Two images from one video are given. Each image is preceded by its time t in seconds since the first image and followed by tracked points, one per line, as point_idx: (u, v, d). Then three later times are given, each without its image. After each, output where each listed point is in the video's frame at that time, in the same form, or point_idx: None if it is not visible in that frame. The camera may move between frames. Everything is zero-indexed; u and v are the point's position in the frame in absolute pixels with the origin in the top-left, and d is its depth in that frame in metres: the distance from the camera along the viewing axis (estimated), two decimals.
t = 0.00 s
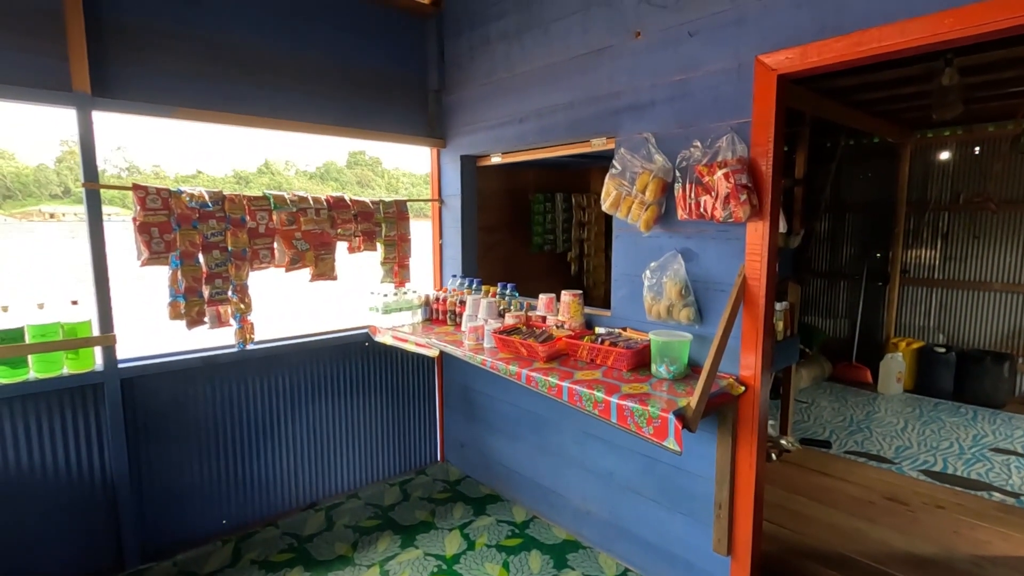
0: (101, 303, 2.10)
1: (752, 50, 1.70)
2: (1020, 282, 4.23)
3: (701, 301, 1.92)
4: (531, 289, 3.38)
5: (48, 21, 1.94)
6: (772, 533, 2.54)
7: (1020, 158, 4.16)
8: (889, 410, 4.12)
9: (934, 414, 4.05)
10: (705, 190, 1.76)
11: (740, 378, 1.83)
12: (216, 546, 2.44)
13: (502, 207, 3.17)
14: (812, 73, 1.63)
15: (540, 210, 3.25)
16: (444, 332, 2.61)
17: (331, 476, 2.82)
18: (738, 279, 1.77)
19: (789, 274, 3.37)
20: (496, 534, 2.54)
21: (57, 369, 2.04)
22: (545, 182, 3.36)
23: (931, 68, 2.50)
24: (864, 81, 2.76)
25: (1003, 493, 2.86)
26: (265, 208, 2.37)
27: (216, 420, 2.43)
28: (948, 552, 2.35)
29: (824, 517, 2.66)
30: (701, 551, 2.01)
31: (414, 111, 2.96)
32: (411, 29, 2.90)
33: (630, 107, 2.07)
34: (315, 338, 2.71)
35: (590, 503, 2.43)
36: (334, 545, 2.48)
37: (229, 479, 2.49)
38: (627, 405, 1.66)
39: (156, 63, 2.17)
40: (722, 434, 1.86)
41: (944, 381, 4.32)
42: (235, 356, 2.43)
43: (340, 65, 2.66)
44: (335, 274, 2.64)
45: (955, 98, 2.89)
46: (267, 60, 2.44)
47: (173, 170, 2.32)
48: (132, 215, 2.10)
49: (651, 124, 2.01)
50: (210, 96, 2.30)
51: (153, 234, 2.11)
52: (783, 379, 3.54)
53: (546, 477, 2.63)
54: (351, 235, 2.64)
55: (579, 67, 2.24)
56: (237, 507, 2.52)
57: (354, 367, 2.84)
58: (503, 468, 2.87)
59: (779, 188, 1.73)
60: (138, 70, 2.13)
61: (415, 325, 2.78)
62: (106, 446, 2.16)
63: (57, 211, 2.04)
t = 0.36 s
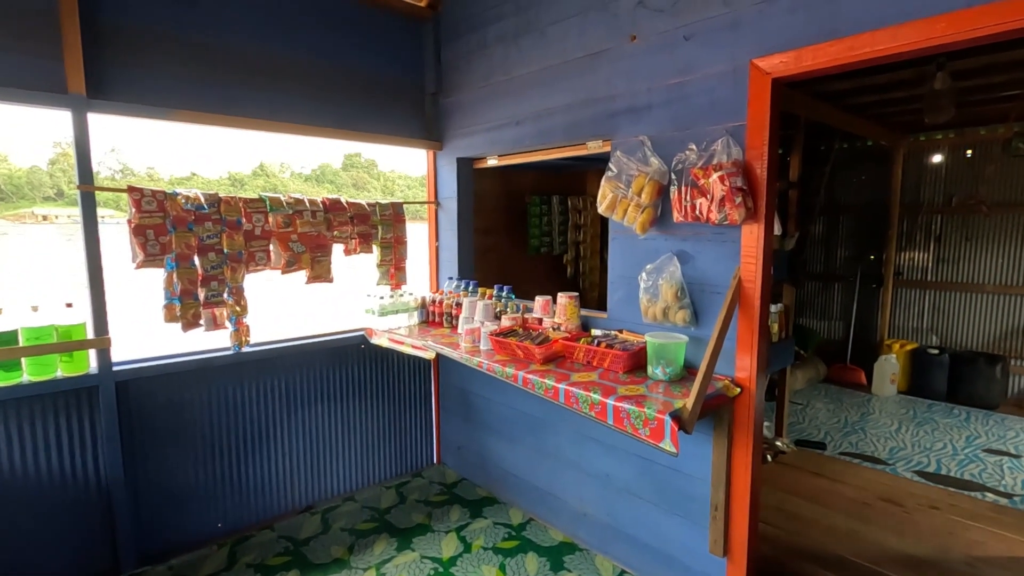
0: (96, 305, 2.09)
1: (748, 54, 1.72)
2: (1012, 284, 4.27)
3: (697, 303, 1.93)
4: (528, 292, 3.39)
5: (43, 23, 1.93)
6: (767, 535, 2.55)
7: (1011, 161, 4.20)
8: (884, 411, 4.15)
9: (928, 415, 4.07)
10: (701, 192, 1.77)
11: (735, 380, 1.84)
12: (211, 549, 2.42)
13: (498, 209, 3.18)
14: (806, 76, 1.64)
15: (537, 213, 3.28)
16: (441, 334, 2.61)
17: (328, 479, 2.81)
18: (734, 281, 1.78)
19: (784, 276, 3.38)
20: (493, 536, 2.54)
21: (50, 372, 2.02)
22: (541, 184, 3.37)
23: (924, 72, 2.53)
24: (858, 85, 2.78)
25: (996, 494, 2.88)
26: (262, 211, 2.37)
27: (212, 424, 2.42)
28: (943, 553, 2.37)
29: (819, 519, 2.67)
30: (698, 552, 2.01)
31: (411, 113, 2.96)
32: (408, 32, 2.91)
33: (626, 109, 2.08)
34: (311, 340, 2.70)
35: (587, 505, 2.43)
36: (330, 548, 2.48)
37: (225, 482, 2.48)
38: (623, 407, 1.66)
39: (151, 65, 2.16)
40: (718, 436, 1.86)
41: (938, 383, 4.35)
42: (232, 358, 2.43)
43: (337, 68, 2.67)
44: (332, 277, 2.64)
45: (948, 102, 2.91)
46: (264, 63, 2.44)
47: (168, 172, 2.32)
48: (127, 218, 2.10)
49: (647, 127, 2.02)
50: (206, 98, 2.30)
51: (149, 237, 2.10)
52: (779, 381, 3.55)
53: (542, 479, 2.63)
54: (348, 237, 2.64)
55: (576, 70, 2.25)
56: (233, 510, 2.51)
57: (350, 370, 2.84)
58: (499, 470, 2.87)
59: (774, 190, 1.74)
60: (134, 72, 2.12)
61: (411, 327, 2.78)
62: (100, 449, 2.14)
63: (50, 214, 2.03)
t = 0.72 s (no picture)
0: (80, 307, 2.06)
1: (736, 57, 1.73)
2: (996, 285, 4.33)
3: (686, 304, 1.94)
4: (519, 293, 3.39)
5: (26, 22, 1.90)
6: (756, 534, 2.56)
7: (995, 163, 4.27)
8: (871, 411, 4.19)
9: (914, 414, 4.12)
10: (690, 194, 1.78)
11: (724, 380, 1.85)
12: (199, 554, 2.41)
13: (489, 210, 3.18)
14: (793, 79, 1.66)
15: (528, 214, 3.26)
16: (431, 336, 2.61)
17: (318, 481, 2.79)
18: (722, 282, 1.79)
19: (773, 277, 3.41)
20: (483, 538, 2.53)
21: (34, 375, 2.00)
22: (532, 186, 3.37)
23: (909, 75, 2.56)
24: (845, 88, 2.82)
25: (981, 492, 2.92)
26: (250, 212, 2.35)
27: (201, 427, 2.40)
28: (929, 551, 2.39)
29: (808, 518, 2.70)
30: (688, 552, 2.02)
31: (401, 114, 2.96)
32: (398, 32, 2.90)
33: (616, 111, 2.09)
34: (301, 342, 2.69)
35: (577, 506, 2.43)
36: (319, 551, 2.46)
37: (214, 485, 2.45)
38: (613, 407, 1.67)
39: (138, 64, 2.14)
40: (707, 436, 1.87)
41: (924, 382, 4.40)
42: (221, 360, 2.41)
43: (327, 68, 2.66)
44: (321, 278, 2.63)
45: (933, 105, 2.96)
46: (252, 63, 2.43)
47: (156, 172, 2.30)
48: (113, 218, 2.07)
49: (637, 129, 2.02)
50: (193, 98, 2.28)
51: (135, 237, 2.08)
52: (768, 381, 3.58)
53: (533, 480, 2.63)
54: (337, 238, 2.62)
55: (567, 72, 2.26)
56: (222, 514, 2.49)
57: (340, 372, 2.82)
58: (490, 472, 2.87)
59: (762, 192, 1.75)
60: (120, 71, 2.10)
61: (401, 328, 2.77)
62: (85, 453, 2.11)
63: (35, 215, 2.01)
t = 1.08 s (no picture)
0: (56, 308, 2.02)
1: (718, 58, 1.74)
2: (975, 285, 4.41)
3: (670, 304, 1.95)
4: (505, 294, 3.39)
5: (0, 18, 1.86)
6: (741, 533, 2.57)
7: (973, 165, 4.35)
8: (854, 409, 4.24)
9: (896, 413, 4.17)
10: (673, 194, 1.79)
11: (707, 380, 1.86)
12: (179, 560, 2.37)
13: (475, 211, 3.17)
14: (773, 81, 1.67)
15: (514, 215, 3.27)
16: (416, 337, 2.59)
17: (301, 485, 2.76)
18: (705, 282, 1.80)
19: (757, 277, 3.44)
20: (469, 540, 2.52)
21: (7, 377, 1.97)
22: (518, 187, 3.38)
23: (889, 78, 2.60)
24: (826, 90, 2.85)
25: (960, 488, 2.96)
26: (231, 212, 2.33)
27: (180, 431, 2.36)
28: (910, 547, 2.42)
29: (791, 516, 2.72)
30: (673, 552, 2.03)
31: (386, 114, 2.94)
32: (383, 31, 2.89)
33: (600, 112, 2.09)
34: (284, 343, 2.66)
35: (563, 507, 2.43)
36: (302, 555, 2.43)
37: (194, 490, 2.42)
38: (596, 407, 1.67)
39: (116, 62, 2.11)
40: (691, 435, 1.88)
41: (905, 381, 4.47)
42: (201, 362, 2.38)
43: (310, 67, 2.64)
44: (304, 279, 2.60)
45: (912, 108, 3.00)
46: (234, 62, 2.40)
47: (139, 173, 2.27)
48: (89, 218, 2.04)
49: (621, 129, 2.03)
50: (174, 96, 2.25)
51: (112, 238, 2.05)
52: (752, 381, 3.61)
53: (519, 481, 2.63)
54: (320, 238, 2.60)
55: (551, 73, 2.26)
56: (202, 519, 2.45)
57: (324, 373, 2.80)
58: (476, 473, 2.86)
59: (743, 192, 1.76)
60: (98, 69, 2.07)
61: (386, 330, 2.75)
62: (61, 459, 2.07)
63: (13, 216, 1.97)
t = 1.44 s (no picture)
0: (36, 308, 1.99)
1: (703, 57, 1.75)
2: (958, 283, 4.46)
3: (656, 302, 1.95)
4: (494, 293, 3.38)
5: None
6: (727, 530, 2.58)
7: (957, 165, 4.40)
8: (841, 407, 4.28)
9: (882, 410, 4.22)
10: (658, 193, 1.80)
11: (693, 378, 1.86)
12: (164, 562, 2.34)
13: (464, 210, 3.17)
14: (758, 80, 1.68)
15: (502, 215, 3.29)
16: (404, 337, 2.58)
17: (288, 486, 2.75)
18: (691, 280, 1.81)
19: (745, 276, 3.46)
20: (457, 540, 2.51)
21: None
22: (506, 186, 3.38)
23: (874, 79, 2.63)
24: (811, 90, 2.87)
25: (944, 485, 3.00)
26: (216, 211, 2.30)
27: (164, 432, 2.33)
28: (894, 543, 2.44)
29: (778, 513, 2.73)
30: (660, 550, 2.03)
31: (374, 113, 2.92)
32: (370, 29, 2.87)
33: (587, 111, 2.09)
34: (270, 343, 2.64)
35: (551, 506, 2.43)
36: (289, 557, 2.41)
37: (179, 492, 2.39)
38: (582, 406, 1.67)
39: (97, 59, 2.08)
40: (677, 434, 1.89)
41: (891, 378, 4.52)
42: (184, 363, 2.35)
43: (297, 65, 2.62)
44: (290, 278, 2.58)
45: (896, 108, 3.03)
46: (218, 59, 2.38)
47: (126, 171, 2.25)
48: (69, 217, 2.00)
49: (607, 128, 2.03)
50: (156, 93, 2.22)
51: (93, 237, 2.02)
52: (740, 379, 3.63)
53: (507, 481, 2.62)
54: (307, 237, 2.59)
55: (538, 71, 2.25)
56: (187, 521, 2.43)
57: (311, 374, 2.78)
58: (464, 473, 2.85)
59: (729, 191, 1.77)
60: (79, 65, 2.04)
61: (374, 329, 2.74)
62: (40, 461, 2.04)
63: None
